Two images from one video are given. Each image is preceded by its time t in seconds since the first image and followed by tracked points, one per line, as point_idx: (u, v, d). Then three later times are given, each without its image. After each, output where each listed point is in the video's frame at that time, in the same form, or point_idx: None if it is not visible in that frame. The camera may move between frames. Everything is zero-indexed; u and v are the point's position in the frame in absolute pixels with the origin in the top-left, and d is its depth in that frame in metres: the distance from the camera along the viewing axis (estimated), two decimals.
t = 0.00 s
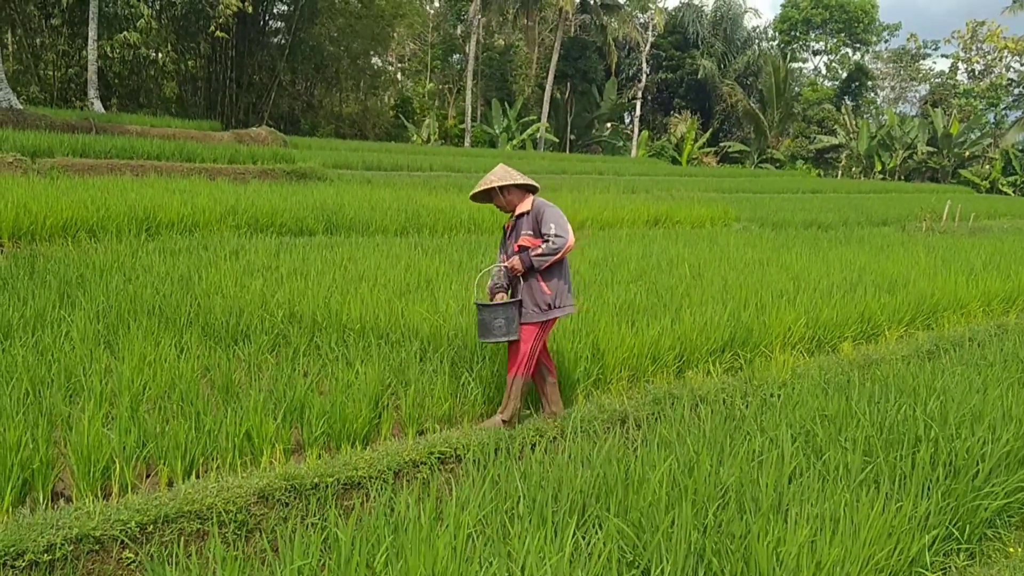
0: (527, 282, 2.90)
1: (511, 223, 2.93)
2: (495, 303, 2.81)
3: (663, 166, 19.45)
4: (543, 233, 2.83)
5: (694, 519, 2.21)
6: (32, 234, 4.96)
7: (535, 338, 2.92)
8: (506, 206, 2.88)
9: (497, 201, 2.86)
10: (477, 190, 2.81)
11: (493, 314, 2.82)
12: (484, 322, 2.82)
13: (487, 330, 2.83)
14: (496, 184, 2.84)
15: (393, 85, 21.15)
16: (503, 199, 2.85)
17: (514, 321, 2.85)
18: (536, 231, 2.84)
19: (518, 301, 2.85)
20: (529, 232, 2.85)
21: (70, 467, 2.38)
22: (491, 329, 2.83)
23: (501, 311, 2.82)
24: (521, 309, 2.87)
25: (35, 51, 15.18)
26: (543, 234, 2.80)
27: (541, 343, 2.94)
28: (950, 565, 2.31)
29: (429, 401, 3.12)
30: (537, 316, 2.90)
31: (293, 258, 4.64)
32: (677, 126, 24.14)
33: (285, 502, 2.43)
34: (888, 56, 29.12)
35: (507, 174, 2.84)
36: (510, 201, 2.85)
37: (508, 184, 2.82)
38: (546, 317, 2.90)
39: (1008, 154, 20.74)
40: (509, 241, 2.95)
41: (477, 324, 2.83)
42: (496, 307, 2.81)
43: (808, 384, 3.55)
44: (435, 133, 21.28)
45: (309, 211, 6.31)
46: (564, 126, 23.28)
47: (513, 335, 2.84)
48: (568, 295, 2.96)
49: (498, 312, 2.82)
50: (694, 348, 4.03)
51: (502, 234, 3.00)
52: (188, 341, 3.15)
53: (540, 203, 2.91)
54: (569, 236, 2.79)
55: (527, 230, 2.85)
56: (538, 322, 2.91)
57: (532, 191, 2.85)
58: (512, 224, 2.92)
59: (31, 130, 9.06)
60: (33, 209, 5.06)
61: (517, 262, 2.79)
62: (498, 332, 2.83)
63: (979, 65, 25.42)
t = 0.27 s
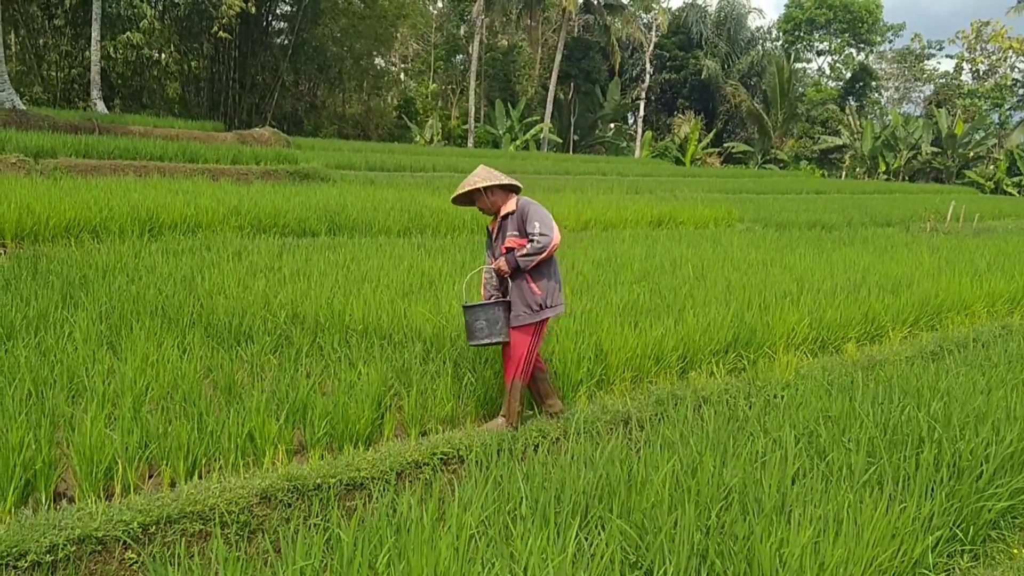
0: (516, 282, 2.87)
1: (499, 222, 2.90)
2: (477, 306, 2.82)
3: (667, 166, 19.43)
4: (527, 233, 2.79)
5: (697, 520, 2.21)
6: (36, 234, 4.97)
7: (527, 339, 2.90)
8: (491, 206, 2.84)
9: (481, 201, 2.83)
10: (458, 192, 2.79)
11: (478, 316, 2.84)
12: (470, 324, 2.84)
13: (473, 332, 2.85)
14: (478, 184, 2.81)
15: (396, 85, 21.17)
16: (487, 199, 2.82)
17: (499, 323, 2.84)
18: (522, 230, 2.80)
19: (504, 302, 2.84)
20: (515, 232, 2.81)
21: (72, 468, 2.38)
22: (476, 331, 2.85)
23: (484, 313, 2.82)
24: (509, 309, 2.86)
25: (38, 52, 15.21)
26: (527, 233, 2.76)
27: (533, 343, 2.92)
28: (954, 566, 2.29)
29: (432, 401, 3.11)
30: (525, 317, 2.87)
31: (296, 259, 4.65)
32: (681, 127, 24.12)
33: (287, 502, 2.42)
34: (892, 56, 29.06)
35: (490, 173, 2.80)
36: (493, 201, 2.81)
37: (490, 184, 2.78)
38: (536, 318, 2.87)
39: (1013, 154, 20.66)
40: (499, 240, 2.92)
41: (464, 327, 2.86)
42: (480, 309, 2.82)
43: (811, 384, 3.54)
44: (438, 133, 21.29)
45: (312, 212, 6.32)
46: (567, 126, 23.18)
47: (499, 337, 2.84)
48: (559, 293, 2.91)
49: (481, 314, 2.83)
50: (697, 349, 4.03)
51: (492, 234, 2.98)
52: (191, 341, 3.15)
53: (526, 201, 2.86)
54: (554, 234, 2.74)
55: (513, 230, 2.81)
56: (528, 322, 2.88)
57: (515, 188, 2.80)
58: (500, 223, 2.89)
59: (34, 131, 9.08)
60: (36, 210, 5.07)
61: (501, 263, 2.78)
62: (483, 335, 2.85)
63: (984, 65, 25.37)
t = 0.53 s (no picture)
0: (513, 286, 2.83)
1: (493, 223, 2.84)
2: (480, 314, 2.76)
3: (673, 166, 19.40)
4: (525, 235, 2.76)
5: (703, 521, 2.20)
6: (41, 234, 4.98)
7: (524, 343, 2.90)
8: (488, 205, 2.81)
9: (478, 200, 2.79)
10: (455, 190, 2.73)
11: (480, 324, 2.77)
12: (471, 332, 2.79)
13: (475, 341, 2.79)
14: (476, 183, 2.76)
15: (401, 85, 21.17)
16: (484, 197, 2.77)
17: (502, 330, 2.80)
18: (519, 232, 2.76)
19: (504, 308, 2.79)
20: (512, 234, 2.77)
21: (77, 468, 2.38)
22: (479, 340, 2.79)
23: (488, 322, 2.77)
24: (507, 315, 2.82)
25: (44, 52, 15.25)
26: (526, 236, 2.72)
27: (529, 346, 2.91)
28: (961, 568, 2.27)
29: (436, 402, 3.11)
30: (521, 319, 2.85)
31: (301, 259, 4.65)
32: (687, 127, 24.07)
33: (292, 503, 2.42)
34: (898, 55, 28.96)
35: (488, 171, 2.76)
36: (490, 200, 2.77)
37: (488, 183, 2.74)
38: (531, 321, 2.86)
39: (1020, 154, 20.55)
40: (492, 241, 2.87)
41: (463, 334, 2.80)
42: (482, 318, 2.76)
43: (817, 385, 3.52)
44: (443, 133, 21.30)
45: (317, 212, 6.32)
46: (573, 127, 23.15)
47: (502, 344, 2.80)
48: (553, 295, 2.90)
49: (483, 323, 2.77)
50: (703, 350, 4.01)
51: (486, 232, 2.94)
52: (196, 342, 3.15)
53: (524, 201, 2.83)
54: (553, 237, 2.71)
55: (509, 231, 2.77)
56: (526, 326, 2.86)
57: (512, 189, 2.75)
58: (496, 222, 2.86)
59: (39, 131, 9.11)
60: (41, 210, 5.08)
61: (500, 267, 2.73)
62: (486, 344, 2.79)
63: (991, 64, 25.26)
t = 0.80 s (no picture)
0: (516, 287, 2.82)
1: (493, 224, 2.81)
2: (494, 319, 2.72)
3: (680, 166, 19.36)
4: (528, 235, 2.76)
5: (711, 521, 2.18)
6: (48, 234, 4.99)
7: (526, 345, 2.91)
8: (489, 204, 2.76)
9: (479, 199, 2.73)
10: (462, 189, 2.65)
11: (495, 330, 2.73)
12: (486, 339, 2.73)
13: (491, 348, 2.75)
14: (480, 183, 2.70)
15: (408, 85, 21.17)
16: (486, 196, 2.73)
17: (514, 334, 2.78)
18: (522, 233, 2.76)
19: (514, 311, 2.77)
20: (515, 235, 2.76)
21: (84, 468, 2.38)
22: (495, 346, 2.75)
23: (503, 327, 2.73)
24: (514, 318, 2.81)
25: (51, 52, 15.30)
26: (530, 237, 2.73)
27: (530, 346, 2.93)
28: (970, 569, 2.24)
29: (443, 402, 3.10)
30: (525, 321, 2.85)
31: (307, 258, 4.65)
32: (694, 126, 24.01)
33: (299, 503, 2.41)
34: (906, 54, 28.83)
35: (491, 170, 2.71)
36: (493, 199, 2.74)
37: (492, 182, 2.70)
38: (533, 322, 2.87)
39: None
40: (491, 242, 2.83)
41: (475, 340, 2.74)
42: (497, 323, 2.72)
43: (825, 385, 3.50)
44: (449, 132, 21.31)
45: (324, 212, 6.33)
46: (580, 126, 23.27)
47: (515, 349, 2.79)
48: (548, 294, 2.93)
49: (500, 328, 2.73)
50: (710, 350, 3.99)
51: (480, 231, 2.89)
52: (203, 341, 3.15)
53: (522, 200, 2.82)
54: (557, 237, 2.74)
55: (512, 232, 2.76)
56: (529, 326, 2.87)
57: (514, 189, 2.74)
58: (494, 221, 2.83)
59: (46, 131, 9.14)
60: (48, 210, 5.09)
61: (507, 269, 2.71)
62: (501, 349, 2.76)
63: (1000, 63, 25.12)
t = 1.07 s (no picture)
0: (516, 288, 2.67)
1: (487, 224, 2.64)
2: (503, 323, 2.56)
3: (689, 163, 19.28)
4: (526, 234, 2.62)
5: (720, 520, 2.17)
6: (56, 232, 5.02)
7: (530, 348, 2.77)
8: (481, 206, 2.60)
9: (471, 200, 2.57)
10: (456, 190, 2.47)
11: (506, 334, 2.57)
12: (499, 344, 2.57)
13: (504, 353, 2.58)
14: (472, 184, 2.54)
15: (416, 82, 21.18)
16: (478, 197, 2.57)
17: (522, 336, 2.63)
18: (520, 232, 2.61)
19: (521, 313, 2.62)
20: (512, 234, 2.60)
21: (93, 466, 2.38)
22: (507, 350, 2.58)
23: (513, 330, 2.58)
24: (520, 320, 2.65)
25: (59, 50, 15.35)
26: (529, 236, 2.59)
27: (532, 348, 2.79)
28: (981, 568, 2.20)
29: (452, 400, 3.10)
30: (529, 323, 2.69)
31: (316, 256, 4.65)
32: (703, 123, 23.94)
33: (307, 501, 2.41)
34: (917, 51, 28.63)
35: (482, 171, 2.56)
36: (486, 199, 2.58)
37: (485, 182, 2.55)
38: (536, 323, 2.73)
39: None
40: (485, 244, 2.66)
41: (485, 347, 2.57)
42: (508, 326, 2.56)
43: (835, 383, 3.47)
44: (457, 130, 21.30)
45: (332, 210, 6.33)
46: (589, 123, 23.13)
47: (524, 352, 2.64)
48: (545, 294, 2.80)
49: (511, 331, 2.57)
50: (719, 348, 3.97)
51: (467, 234, 2.72)
52: (211, 339, 3.15)
53: (513, 199, 2.68)
54: (556, 235, 2.61)
55: (510, 231, 2.61)
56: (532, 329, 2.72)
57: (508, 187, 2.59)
58: (487, 223, 2.65)
59: (56, 129, 9.19)
60: (56, 208, 5.11)
61: (511, 271, 2.55)
62: (512, 353, 2.60)
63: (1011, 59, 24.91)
